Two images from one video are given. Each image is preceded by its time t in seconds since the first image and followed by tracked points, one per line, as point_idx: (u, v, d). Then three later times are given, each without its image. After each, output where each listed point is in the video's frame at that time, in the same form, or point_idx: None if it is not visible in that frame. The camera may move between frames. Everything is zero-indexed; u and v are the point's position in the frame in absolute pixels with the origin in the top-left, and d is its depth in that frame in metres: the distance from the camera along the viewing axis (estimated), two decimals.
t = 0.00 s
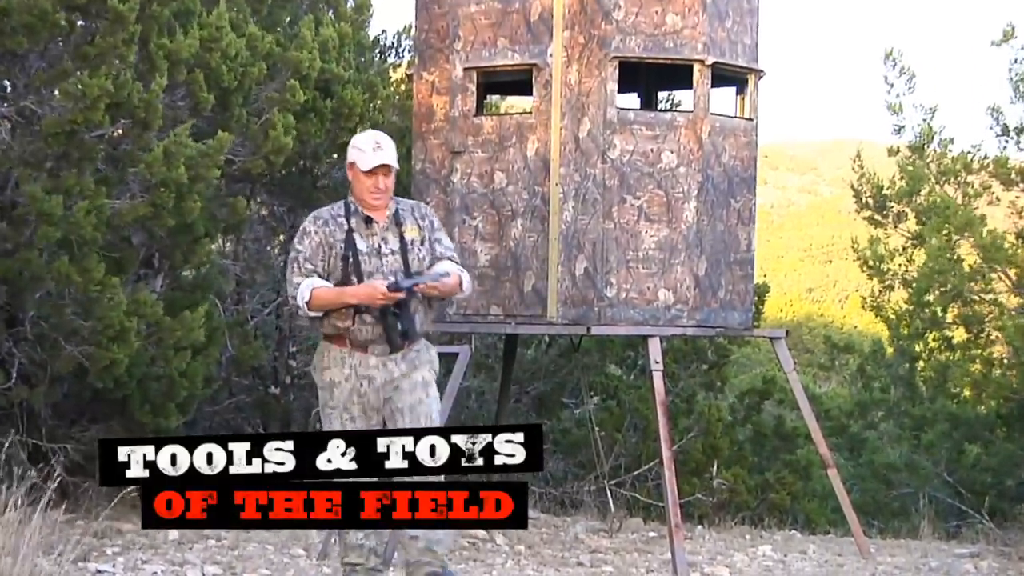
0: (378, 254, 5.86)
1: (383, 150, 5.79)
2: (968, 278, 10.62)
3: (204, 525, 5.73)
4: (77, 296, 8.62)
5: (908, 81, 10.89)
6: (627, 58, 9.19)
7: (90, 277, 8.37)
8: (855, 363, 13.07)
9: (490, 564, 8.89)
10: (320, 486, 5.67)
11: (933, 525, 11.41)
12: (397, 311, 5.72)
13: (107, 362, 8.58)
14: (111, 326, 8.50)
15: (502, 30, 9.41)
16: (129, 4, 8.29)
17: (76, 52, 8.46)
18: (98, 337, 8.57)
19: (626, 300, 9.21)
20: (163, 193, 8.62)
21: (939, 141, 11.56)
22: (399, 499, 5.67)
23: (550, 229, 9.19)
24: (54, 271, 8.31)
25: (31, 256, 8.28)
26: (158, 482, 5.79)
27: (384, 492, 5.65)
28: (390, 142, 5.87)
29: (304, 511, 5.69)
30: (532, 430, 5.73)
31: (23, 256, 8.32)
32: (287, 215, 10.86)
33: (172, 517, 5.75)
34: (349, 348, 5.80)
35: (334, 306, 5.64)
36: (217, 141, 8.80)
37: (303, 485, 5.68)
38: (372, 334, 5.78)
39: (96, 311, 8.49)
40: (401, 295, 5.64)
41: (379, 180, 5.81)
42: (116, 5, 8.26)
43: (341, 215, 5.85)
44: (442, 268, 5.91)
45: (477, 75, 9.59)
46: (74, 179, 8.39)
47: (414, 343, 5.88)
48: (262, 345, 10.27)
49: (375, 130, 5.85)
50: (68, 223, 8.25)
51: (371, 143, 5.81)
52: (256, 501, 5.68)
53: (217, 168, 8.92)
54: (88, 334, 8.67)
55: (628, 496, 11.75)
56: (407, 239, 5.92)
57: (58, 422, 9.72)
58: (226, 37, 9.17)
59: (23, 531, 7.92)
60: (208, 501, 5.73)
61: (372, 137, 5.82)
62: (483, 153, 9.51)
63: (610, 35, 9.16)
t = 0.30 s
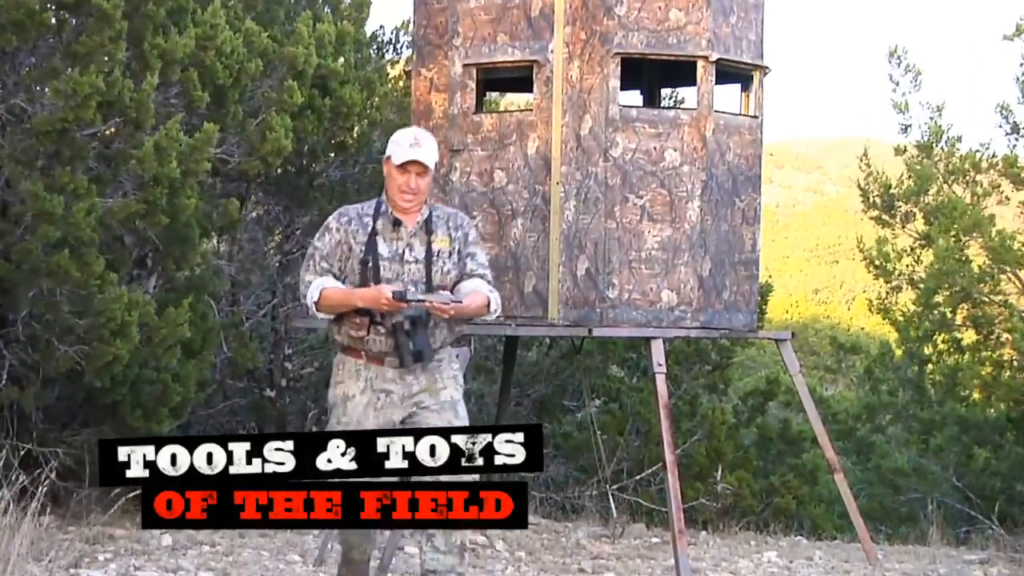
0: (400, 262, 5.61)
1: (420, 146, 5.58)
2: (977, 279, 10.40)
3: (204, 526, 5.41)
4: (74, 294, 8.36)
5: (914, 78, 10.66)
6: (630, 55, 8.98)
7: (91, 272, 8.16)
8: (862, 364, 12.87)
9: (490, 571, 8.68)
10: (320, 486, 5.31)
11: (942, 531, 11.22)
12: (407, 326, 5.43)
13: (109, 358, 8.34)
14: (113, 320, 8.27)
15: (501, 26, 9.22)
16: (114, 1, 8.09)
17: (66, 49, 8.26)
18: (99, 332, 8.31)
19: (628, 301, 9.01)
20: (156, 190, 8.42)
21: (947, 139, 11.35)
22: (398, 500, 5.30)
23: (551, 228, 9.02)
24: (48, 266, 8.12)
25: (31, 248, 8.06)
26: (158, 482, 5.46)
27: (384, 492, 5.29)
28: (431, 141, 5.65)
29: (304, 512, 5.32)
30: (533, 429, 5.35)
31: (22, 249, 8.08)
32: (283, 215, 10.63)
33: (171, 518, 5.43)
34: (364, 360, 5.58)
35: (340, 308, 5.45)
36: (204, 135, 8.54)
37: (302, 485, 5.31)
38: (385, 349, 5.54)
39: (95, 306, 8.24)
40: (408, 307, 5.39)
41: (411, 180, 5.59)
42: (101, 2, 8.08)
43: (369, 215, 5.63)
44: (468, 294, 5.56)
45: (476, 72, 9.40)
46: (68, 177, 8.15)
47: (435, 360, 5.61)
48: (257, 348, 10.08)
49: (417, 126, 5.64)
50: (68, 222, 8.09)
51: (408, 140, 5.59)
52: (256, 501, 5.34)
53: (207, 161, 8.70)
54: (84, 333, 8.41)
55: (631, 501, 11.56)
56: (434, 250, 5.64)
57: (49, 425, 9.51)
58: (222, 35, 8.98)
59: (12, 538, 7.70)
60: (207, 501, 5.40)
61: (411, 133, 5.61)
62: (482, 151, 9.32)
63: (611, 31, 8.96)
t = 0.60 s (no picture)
0: (405, 253, 5.28)
1: (408, 130, 5.19)
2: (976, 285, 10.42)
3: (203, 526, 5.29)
4: (76, 294, 8.35)
5: (914, 79, 10.65)
6: (629, 55, 8.99)
7: (97, 272, 8.15)
8: (862, 365, 12.87)
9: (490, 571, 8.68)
10: (320, 486, 5.15)
11: (942, 531, 11.22)
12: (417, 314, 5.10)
13: (112, 358, 8.32)
14: (116, 321, 8.26)
15: (501, 26, 9.21)
16: (108, 6, 8.09)
17: (66, 53, 8.26)
18: (102, 332, 8.29)
19: (628, 302, 9.01)
20: (160, 196, 8.42)
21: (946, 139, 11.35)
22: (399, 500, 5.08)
23: (551, 229, 9.02)
24: (60, 268, 8.10)
25: (43, 248, 8.02)
26: (158, 482, 5.36)
27: (384, 492, 5.08)
28: (422, 120, 5.25)
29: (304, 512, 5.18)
30: (534, 429, 5.10)
31: (33, 248, 8.05)
32: (283, 215, 10.62)
33: (172, 518, 5.31)
34: (374, 350, 5.24)
35: (337, 305, 5.15)
36: (211, 140, 8.60)
37: (302, 485, 5.17)
38: (393, 340, 5.20)
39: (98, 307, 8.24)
40: (405, 297, 5.03)
41: (405, 165, 5.22)
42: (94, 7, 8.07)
43: (370, 206, 5.32)
44: (477, 278, 5.16)
45: (476, 72, 9.40)
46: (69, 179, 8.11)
47: (450, 352, 5.24)
48: (257, 348, 10.08)
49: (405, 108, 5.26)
50: (78, 220, 8.06)
51: (397, 124, 5.24)
52: (256, 502, 5.20)
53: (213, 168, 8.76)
54: (86, 334, 8.38)
55: (631, 501, 11.56)
56: (439, 236, 5.27)
57: (49, 426, 9.49)
58: (223, 38, 8.97)
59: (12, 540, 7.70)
60: (207, 501, 5.28)
61: (399, 117, 5.24)
62: (482, 152, 9.32)
63: (611, 32, 8.97)
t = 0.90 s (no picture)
0: (400, 255, 5.11)
1: (389, 127, 5.01)
2: (972, 286, 10.42)
3: (203, 526, 5.28)
4: (75, 296, 8.33)
5: (914, 79, 10.63)
6: (630, 55, 8.98)
7: (92, 277, 8.12)
8: (863, 365, 12.87)
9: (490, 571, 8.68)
10: (320, 486, 5.11)
11: (943, 530, 11.22)
12: (423, 316, 4.98)
13: (109, 363, 8.35)
14: (113, 327, 8.28)
15: (502, 27, 9.22)
16: (118, 10, 8.12)
17: (68, 54, 8.25)
18: (98, 339, 8.31)
19: (628, 302, 9.01)
20: (160, 198, 8.41)
21: (946, 140, 11.35)
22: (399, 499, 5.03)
23: (551, 229, 9.01)
24: (53, 268, 8.09)
25: (34, 252, 8.04)
26: (158, 482, 5.35)
27: (384, 492, 5.03)
28: (397, 115, 5.07)
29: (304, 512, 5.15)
30: (534, 430, 5.07)
31: (24, 251, 8.07)
32: (284, 216, 10.65)
33: (172, 518, 5.30)
34: (380, 359, 5.06)
35: (338, 320, 4.91)
36: (215, 145, 8.61)
37: (302, 485, 5.14)
38: (402, 346, 5.02)
39: (97, 311, 8.25)
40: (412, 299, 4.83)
41: (389, 165, 5.04)
42: (103, 10, 8.10)
43: (354, 214, 5.13)
44: (479, 272, 5.03)
45: (477, 72, 9.40)
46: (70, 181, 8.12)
47: (458, 356, 5.10)
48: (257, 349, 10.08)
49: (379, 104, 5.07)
50: (71, 226, 8.04)
51: (373, 122, 5.03)
52: (256, 502, 5.20)
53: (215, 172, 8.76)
54: (84, 336, 8.38)
55: (631, 502, 11.54)
56: (434, 233, 5.13)
57: (49, 426, 9.48)
58: (224, 38, 8.95)
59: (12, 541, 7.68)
60: (208, 501, 5.27)
61: (375, 115, 5.04)
62: (482, 152, 9.33)
63: (611, 32, 8.96)
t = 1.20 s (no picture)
0: (407, 245, 4.78)
1: (421, 108, 4.72)
2: (975, 284, 10.43)
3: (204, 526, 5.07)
4: (74, 294, 8.33)
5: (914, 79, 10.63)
6: (630, 55, 8.99)
7: (89, 274, 8.12)
8: (863, 366, 12.86)
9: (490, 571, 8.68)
10: (320, 486, 4.93)
11: (943, 531, 11.20)
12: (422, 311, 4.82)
13: (106, 359, 8.32)
14: (110, 324, 8.25)
15: (502, 27, 9.22)
16: (115, 5, 8.13)
17: (67, 52, 8.24)
18: (96, 336, 8.29)
19: (629, 302, 9.01)
20: (155, 195, 8.40)
21: (946, 140, 11.35)
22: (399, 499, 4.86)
23: (551, 229, 9.02)
24: (51, 267, 8.09)
25: (30, 251, 8.03)
26: (158, 482, 5.13)
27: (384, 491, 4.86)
28: (427, 97, 4.78)
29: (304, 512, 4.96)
30: (535, 430, 4.86)
31: (22, 251, 8.06)
32: (284, 216, 10.64)
33: (171, 519, 5.08)
34: (373, 361, 4.86)
35: (345, 299, 4.60)
36: (205, 137, 8.54)
37: (302, 485, 4.95)
38: (398, 343, 4.82)
39: (94, 309, 8.24)
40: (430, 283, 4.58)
41: (413, 148, 4.74)
42: (101, 6, 8.10)
43: (360, 197, 4.80)
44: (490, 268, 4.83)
45: (477, 73, 9.40)
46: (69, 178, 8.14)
47: (458, 353, 4.89)
48: (256, 349, 10.08)
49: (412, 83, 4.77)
50: (63, 227, 8.04)
51: (405, 100, 4.73)
52: (255, 502, 4.99)
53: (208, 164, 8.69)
54: (82, 335, 8.38)
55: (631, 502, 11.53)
56: (443, 227, 4.83)
57: (50, 427, 9.48)
58: (223, 36, 8.95)
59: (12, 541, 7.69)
60: (208, 501, 5.06)
61: (406, 93, 4.74)
62: (483, 152, 9.33)
63: (612, 33, 8.97)
